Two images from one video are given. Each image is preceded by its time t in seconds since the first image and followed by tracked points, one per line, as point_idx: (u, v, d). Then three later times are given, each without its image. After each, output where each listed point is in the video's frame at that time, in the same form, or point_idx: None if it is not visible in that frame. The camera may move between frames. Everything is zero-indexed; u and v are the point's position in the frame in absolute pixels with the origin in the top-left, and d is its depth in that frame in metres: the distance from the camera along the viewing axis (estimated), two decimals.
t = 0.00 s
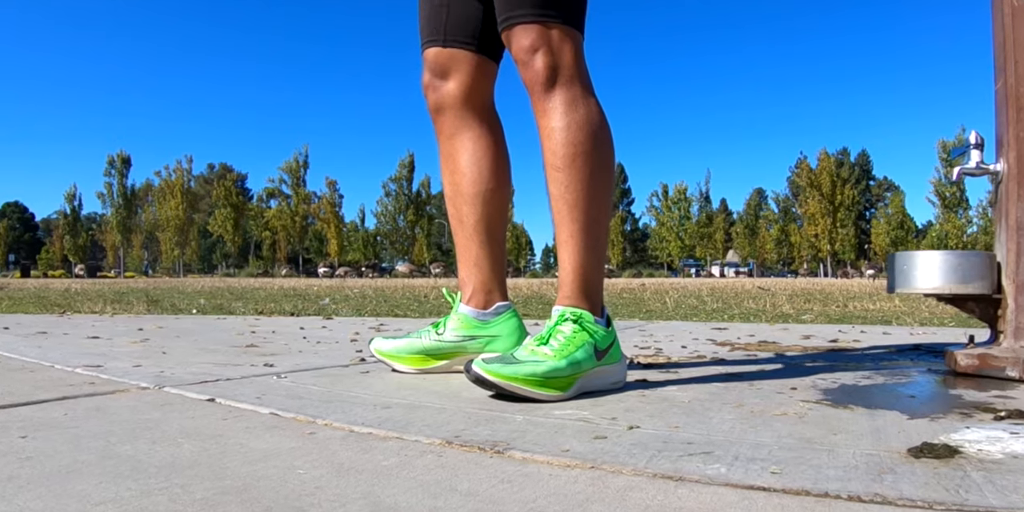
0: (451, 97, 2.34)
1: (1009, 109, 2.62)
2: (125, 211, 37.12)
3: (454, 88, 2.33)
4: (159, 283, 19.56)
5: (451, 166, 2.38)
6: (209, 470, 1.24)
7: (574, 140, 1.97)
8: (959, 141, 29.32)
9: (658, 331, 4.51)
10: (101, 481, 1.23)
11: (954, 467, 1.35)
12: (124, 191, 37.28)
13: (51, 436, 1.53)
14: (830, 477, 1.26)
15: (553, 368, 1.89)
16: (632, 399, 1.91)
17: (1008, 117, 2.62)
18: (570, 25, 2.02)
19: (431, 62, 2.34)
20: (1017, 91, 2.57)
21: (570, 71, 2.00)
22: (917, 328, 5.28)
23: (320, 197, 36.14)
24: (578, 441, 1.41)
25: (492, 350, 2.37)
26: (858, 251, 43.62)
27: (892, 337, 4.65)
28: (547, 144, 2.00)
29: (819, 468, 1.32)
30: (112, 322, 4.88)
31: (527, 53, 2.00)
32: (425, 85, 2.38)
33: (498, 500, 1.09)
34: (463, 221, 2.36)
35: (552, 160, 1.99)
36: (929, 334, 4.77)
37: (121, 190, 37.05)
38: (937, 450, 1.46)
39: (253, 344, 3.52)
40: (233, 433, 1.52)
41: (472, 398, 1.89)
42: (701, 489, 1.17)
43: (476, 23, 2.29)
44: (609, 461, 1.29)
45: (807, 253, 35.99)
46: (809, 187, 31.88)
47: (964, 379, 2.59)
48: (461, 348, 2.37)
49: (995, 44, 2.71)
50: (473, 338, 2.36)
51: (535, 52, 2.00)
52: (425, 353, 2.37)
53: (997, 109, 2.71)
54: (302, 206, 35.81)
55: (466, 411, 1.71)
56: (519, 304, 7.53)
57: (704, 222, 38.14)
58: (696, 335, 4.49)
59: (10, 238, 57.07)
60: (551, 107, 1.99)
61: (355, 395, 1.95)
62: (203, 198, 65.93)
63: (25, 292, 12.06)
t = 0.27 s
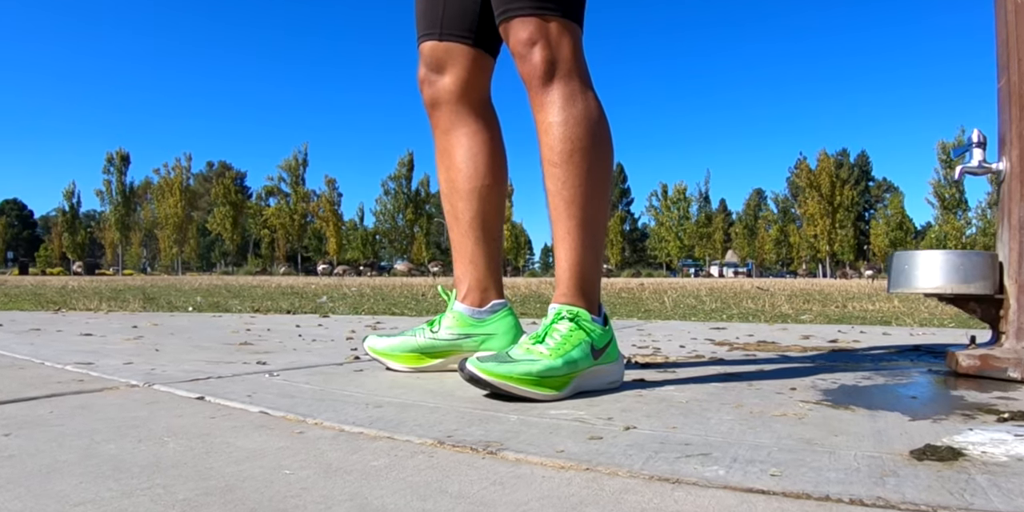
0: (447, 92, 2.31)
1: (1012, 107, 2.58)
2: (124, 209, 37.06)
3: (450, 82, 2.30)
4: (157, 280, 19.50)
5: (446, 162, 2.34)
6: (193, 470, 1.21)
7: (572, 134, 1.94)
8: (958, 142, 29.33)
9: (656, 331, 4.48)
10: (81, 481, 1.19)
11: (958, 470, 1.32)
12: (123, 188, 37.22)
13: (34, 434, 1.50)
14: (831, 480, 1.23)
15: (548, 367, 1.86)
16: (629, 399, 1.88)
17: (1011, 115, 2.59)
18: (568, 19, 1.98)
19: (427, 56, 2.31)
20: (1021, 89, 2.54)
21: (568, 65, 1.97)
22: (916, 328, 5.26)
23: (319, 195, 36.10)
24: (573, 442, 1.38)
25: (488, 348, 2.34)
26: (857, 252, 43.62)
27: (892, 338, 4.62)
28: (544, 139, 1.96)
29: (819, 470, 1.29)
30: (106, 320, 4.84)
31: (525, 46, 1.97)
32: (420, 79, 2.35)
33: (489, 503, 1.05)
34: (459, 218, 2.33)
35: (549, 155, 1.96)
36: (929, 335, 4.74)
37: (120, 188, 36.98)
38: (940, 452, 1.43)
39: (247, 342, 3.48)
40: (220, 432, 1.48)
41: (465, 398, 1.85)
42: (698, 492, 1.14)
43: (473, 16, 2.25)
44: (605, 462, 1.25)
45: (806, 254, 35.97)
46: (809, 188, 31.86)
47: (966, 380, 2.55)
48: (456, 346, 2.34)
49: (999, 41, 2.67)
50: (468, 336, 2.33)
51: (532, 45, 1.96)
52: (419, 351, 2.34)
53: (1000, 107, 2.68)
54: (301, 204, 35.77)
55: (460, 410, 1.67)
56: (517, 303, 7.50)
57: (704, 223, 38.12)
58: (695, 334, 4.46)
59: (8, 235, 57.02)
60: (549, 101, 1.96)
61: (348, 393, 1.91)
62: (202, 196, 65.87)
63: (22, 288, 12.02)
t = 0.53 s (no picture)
0: (445, 86, 2.27)
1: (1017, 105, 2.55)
2: (124, 206, 37.04)
3: (447, 76, 2.27)
4: (156, 277, 19.47)
5: (443, 158, 2.31)
6: (178, 469, 1.17)
7: (572, 129, 1.91)
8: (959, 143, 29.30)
9: (655, 330, 4.45)
10: (63, 479, 1.16)
11: (964, 474, 1.29)
12: (123, 185, 37.19)
13: (18, 431, 1.46)
14: (834, 483, 1.19)
15: (545, 366, 1.82)
16: (627, 399, 1.84)
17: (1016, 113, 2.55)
18: (568, 11, 1.95)
19: (424, 50, 2.27)
20: None
21: (568, 58, 1.93)
22: (917, 329, 5.23)
23: (319, 193, 36.07)
24: (570, 443, 1.34)
25: (484, 346, 2.31)
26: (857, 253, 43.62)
27: (893, 338, 4.59)
28: (544, 133, 1.93)
29: (822, 473, 1.26)
30: (102, 316, 4.80)
31: (524, 39, 1.94)
32: (417, 72, 2.32)
33: (481, 505, 1.02)
34: (455, 213, 2.30)
35: (548, 150, 1.92)
36: (930, 336, 4.71)
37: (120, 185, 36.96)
38: (945, 455, 1.40)
39: (242, 338, 3.45)
40: (209, 430, 1.45)
41: (460, 396, 1.82)
42: (697, 495, 1.11)
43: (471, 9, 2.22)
44: (601, 463, 1.22)
45: (805, 254, 35.96)
46: (809, 188, 31.85)
47: (968, 381, 2.52)
48: (452, 343, 2.30)
49: (1003, 39, 2.64)
50: (464, 334, 2.30)
51: (532, 38, 1.93)
52: (415, 349, 2.31)
53: (1005, 106, 2.64)
54: (301, 202, 35.75)
55: (455, 409, 1.64)
56: (516, 302, 7.48)
57: (704, 223, 38.10)
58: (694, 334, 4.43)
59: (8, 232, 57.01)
60: (549, 95, 1.92)
61: (341, 391, 1.88)
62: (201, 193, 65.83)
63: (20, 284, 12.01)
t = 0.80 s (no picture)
0: (443, 79, 2.24)
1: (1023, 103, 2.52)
2: (124, 203, 37.02)
3: (446, 69, 2.23)
4: (156, 274, 19.44)
5: (441, 152, 2.28)
6: (165, 467, 1.14)
7: (573, 124, 1.87)
8: (959, 145, 29.28)
9: (655, 330, 4.42)
10: (46, 477, 1.12)
11: (973, 478, 1.26)
12: (123, 182, 37.15)
13: (4, 428, 1.43)
14: (839, 486, 1.16)
15: (544, 364, 1.79)
16: (626, 398, 1.81)
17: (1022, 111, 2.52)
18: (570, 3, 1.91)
19: (422, 43, 2.24)
20: None
21: (570, 51, 1.90)
22: (918, 331, 5.20)
23: (319, 191, 36.06)
24: (568, 443, 1.31)
25: (482, 344, 2.28)
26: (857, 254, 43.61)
27: (894, 339, 4.56)
28: (544, 128, 1.90)
29: (827, 475, 1.22)
30: (98, 312, 4.77)
31: (526, 31, 1.90)
32: (415, 66, 2.29)
33: (476, 507, 0.99)
34: (453, 209, 2.27)
35: (548, 145, 1.89)
36: (932, 337, 4.68)
37: (120, 182, 36.93)
38: (952, 458, 1.37)
39: (238, 335, 3.42)
40: (199, 427, 1.41)
41: (457, 395, 1.79)
42: (699, 498, 1.07)
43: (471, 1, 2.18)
44: (600, 464, 1.19)
45: (806, 255, 35.94)
46: (809, 189, 31.85)
47: (972, 383, 2.49)
48: (450, 341, 2.27)
49: (1010, 37, 2.60)
50: (462, 332, 2.26)
51: (533, 30, 1.90)
52: (412, 346, 2.28)
53: (1011, 104, 2.61)
54: (301, 200, 35.73)
55: (451, 408, 1.60)
56: (515, 301, 7.45)
57: (704, 223, 38.10)
58: (695, 333, 4.40)
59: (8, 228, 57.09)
60: (549, 89, 1.89)
61: (336, 389, 1.85)
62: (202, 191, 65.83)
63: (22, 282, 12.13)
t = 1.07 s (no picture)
0: (443, 73, 2.21)
1: None
2: (125, 200, 37.00)
3: (446, 63, 2.20)
4: (156, 272, 19.41)
5: (441, 148, 2.25)
6: (153, 467, 1.10)
7: (576, 118, 1.84)
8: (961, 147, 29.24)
9: (657, 330, 4.39)
10: (31, 475, 1.09)
11: (985, 482, 1.22)
12: (124, 179, 37.13)
13: None
14: (848, 490, 1.13)
15: (544, 363, 1.76)
16: (628, 399, 1.77)
17: None
18: None
19: (422, 36, 2.21)
20: None
21: (573, 44, 1.87)
22: (921, 332, 5.16)
23: (320, 189, 36.03)
24: (569, 444, 1.28)
25: (482, 342, 2.24)
26: (858, 256, 43.55)
27: (897, 341, 4.52)
28: (547, 122, 1.86)
29: (835, 479, 1.19)
30: (96, 308, 4.74)
31: (528, 23, 1.87)
32: (415, 59, 2.25)
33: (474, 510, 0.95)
34: (453, 205, 2.23)
35: (551, 139, 1.86)
36: (936, 338, 4.64)
37: (121, 180, 36.91)
38: (964, 461, 1.34)
39: (236, 332, 3.38)
40: (190, 425, 1.38)
41: (455, 394, 1.75)
42: (705, 502, 1.04)
43: None
44: (602, 466, 1.15)
45: (806, 257, 35.91)
46: (810, 191, 31.81)
47: (979, 385, 2.46)
48: (449, 339, 2.24)
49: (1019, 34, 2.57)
50: (461, 329, 2.23)
51: (536, 22, 1.86)
52: (410, 344, 2.24)
53: (1019, 102, 2.57)
54: (302, 198, 35.70)
55: (449, 407, 1.57)
56: (515, 300, 7.42)
57: (705, 224, 38.07)
58: (696, 333, 4.36)
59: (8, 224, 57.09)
60: (552, 82, 1.86)
61: (332, 387, 1.81)
62: (202, 189, 65.82)
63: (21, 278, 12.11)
